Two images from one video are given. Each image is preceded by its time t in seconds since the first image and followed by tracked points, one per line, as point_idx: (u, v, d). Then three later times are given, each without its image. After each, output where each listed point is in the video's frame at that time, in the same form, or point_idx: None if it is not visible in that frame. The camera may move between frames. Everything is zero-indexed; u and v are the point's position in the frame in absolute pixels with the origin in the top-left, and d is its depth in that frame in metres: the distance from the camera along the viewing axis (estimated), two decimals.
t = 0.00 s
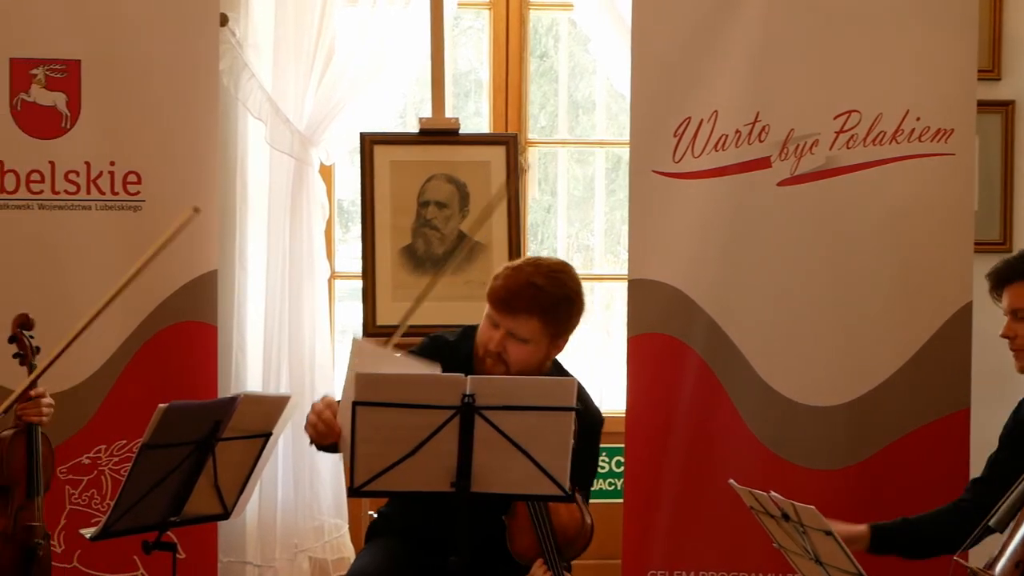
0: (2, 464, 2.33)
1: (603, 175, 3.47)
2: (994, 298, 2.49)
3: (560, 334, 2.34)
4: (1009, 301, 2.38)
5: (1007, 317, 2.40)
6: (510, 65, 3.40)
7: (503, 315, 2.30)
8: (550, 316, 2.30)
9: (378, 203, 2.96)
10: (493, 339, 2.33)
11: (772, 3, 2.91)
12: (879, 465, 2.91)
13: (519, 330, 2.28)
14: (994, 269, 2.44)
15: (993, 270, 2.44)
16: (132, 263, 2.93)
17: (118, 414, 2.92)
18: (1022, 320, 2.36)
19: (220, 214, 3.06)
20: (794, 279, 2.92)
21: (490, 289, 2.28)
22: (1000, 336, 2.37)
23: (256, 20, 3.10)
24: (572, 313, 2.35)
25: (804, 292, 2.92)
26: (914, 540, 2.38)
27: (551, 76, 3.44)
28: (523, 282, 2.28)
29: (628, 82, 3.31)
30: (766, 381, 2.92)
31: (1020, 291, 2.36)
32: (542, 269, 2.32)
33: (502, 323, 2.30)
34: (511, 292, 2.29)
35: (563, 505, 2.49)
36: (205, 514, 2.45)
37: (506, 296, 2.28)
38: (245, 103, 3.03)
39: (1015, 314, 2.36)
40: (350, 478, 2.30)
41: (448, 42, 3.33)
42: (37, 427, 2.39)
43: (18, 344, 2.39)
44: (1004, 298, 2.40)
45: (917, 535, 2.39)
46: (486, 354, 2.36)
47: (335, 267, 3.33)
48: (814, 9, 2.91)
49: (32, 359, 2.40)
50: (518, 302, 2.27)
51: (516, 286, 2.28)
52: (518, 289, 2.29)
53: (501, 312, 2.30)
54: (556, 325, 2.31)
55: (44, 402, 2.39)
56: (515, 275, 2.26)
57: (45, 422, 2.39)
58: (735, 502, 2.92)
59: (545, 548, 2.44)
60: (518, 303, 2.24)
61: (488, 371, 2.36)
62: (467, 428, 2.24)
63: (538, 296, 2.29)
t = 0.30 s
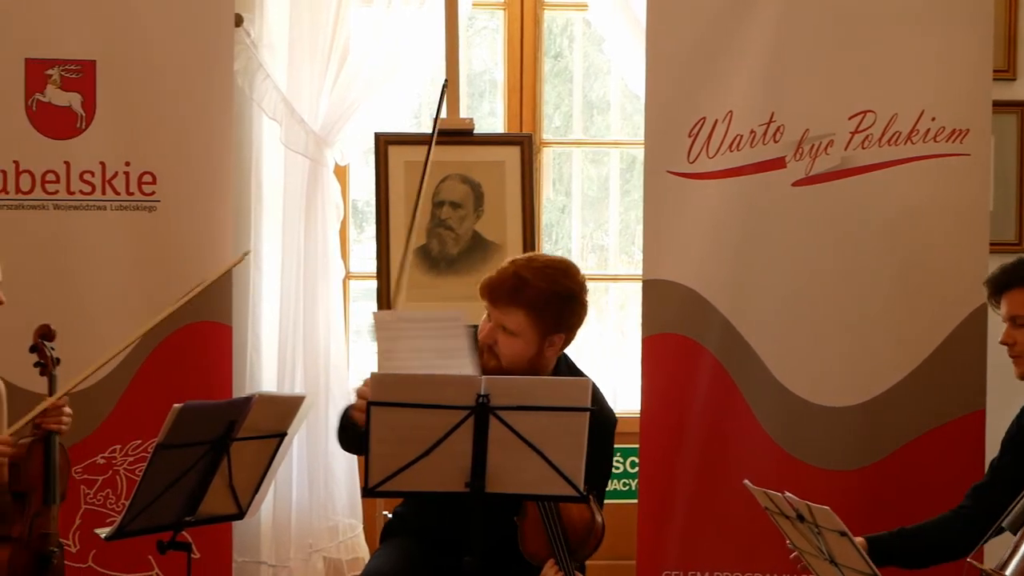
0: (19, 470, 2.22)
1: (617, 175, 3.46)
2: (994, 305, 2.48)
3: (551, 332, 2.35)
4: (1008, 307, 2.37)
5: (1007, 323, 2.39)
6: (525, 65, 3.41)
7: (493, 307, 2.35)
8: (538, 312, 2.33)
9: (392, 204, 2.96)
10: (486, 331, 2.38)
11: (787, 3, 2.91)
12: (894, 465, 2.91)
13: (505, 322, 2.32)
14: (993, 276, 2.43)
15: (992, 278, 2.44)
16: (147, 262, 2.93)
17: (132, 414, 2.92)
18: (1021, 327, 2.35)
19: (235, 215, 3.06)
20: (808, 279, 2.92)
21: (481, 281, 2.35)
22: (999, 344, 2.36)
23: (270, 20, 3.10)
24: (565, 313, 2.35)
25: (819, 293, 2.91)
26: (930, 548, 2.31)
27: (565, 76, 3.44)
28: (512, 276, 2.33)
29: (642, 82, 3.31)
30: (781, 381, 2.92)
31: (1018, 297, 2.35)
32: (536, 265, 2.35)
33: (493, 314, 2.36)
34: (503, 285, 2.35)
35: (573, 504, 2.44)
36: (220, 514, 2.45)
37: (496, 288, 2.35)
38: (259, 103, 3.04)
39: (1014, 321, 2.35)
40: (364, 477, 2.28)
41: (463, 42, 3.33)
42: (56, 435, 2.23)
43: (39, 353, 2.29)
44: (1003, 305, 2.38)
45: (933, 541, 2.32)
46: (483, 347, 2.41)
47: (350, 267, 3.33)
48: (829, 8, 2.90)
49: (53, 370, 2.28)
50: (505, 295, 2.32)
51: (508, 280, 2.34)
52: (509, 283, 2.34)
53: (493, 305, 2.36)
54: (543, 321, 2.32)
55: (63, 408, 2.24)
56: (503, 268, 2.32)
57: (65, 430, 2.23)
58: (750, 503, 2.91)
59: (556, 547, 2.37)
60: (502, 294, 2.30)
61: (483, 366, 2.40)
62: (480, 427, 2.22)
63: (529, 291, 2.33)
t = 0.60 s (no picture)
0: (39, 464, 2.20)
1: (633, 175, 3.46)
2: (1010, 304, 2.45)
3: (576, 332, 2.37)
4: None
5: None
6: (540, 65, 3.41)
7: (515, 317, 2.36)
8: (562, 315, 2.34)
9: (408, 203, 2.97)
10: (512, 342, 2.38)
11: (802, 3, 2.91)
12: (909, 466, 2.90)
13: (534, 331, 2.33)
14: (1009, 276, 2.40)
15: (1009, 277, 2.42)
16: (162, 262, 2.94)
17: (147, 413, 2.92)
18: None
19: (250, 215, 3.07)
20: (824, 279, 2.91)
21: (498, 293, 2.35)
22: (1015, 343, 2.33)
23: (286, 20, 3.11)
24: (587, 311, 2.38)
25: (834, 293, 2.91)
26: (946, 547, 2.30)
27: (580, 77, 3.44)
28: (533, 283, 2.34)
29: (657, 82, 3.31)
30: (796, 381, 2.91)
31: None
32: (550, 268, 2.36)
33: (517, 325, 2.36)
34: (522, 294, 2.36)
35: (590, 504, 2.42)
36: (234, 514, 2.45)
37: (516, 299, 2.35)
38: (275, 103, 3.04)
39: None
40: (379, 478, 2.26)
41: (478, 43, 3.34)
42: (74, 431, 2.23)
43: (55, 350, 2.28)
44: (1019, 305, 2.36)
45: (950, 541, 2.31)
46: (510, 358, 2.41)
47: (365, 267, 3.34)
48: (844, 8, 2.90)
49: (70, 368, 2.27)
50: (528, 304, 2.33)
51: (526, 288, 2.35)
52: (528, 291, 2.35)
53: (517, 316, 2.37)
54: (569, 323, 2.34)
55: (81, 403, 2.26)
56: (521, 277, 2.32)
57: (82, 426, 2.23)
58: (765, 503, 2.91)
59: (573, 547, 2.36)
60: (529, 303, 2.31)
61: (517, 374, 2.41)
62: (496, 428, 2.20)
63: (550, 295, 2.34)
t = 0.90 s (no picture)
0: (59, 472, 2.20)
1: (647, 175, 3.47)
2: None
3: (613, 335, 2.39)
4: None
5: None
6: (554, 65, 3.41)
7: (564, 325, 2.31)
8: (608, 320, 2.34)
9: (422, 203, 2.97)
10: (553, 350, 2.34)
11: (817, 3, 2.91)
12: (923, 467, 2.90)
13: (586, 338, 2.31)
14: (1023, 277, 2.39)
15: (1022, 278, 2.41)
16: (177, 263, 2.94)
17: (162, 413, 2.93)
18: None
19: (264, 215, 3.07)
20: (838, 279, 2.91)
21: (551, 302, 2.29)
22: None
23: (300, 20, 3.11)
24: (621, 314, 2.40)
25: (849, 293, 2.91)
26: (951, 547, 2.30)
27: (594, 77, 3.44)
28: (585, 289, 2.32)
29: (671, 83, 3.31)
30: (811, 382, 2.91)
31: None
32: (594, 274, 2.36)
33: (565, 334, 2.32)
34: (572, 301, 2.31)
35: (610, 506, 2.43)
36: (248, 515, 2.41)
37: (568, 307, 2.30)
38: (289, 103, 3.05)
39: None
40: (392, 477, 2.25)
41: (492, 43, 3.34)
42: (95, 440, 2.22)
43: (77, 357, 2.29)
44: None
45: (955, 541, 2.31)
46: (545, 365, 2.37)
47: (379, 267, 3.34)
48: (858, 8, 2.90)
49: (92, 374, 2.27)
50: (581, 312, 2.30)
51: (575, 295, 2.31)
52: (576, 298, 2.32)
53: (563, 322, 2.31)
54: (612, 328, 2.36)
55: (103, 413, 2.23)
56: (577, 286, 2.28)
57: (104, 434, 2.22)
58: (779, 503, 2.91)
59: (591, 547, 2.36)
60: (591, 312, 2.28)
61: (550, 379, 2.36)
62: (511, 429, 2.20)
63: (597, 302, 2.33)
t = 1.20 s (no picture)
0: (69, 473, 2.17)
1: (660, 175, 3.47)
2: None
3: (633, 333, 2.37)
4: None
5: None
6: (567, 65, 3.41)
7: (584, 316, 2.30)
8: (629, 316, 2.33)
9: (435, 203, 2.98)
10: (572, 342, 2.33)
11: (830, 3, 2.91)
12: (937, 468, 2.89)
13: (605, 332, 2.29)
14: None
15: None
16: (190, 262, 2.94)
17: (175, 413, 2.93)
18: None
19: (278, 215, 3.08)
20: (851, 279, 2.90)
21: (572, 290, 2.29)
22: None
23: (313, 20, 3.11)
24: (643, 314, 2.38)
25: (862, 293, 2.90)
26: (984, 550, 2.24)
27: (607, 77, 3.44)
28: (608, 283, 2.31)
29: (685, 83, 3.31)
30: (823, 382, 2.91)
31: None
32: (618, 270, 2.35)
33: (584, 324, 2.30)
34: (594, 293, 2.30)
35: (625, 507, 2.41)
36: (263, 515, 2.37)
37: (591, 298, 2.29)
38: (302, 103, 3.05)
39: None
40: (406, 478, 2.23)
41: (505, 43, 3.34)
42: (108, 441, 2.23)
43: (93, 357, 2.29)
44: None
45: (987, 543, 2.25)
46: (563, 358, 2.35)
47: (392, 267, 3.35)
48: (872, 8, 2.89)
49: (106, 374, 2.28)
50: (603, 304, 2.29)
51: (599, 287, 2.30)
52: (599, 290, 2.31)
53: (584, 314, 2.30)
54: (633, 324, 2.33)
55: (117, 415, 2.25)
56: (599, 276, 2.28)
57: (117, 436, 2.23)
58: (793, 504, 2.90)
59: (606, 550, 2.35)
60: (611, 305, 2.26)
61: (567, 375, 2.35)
62: (525, 429, 2.18)
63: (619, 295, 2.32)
